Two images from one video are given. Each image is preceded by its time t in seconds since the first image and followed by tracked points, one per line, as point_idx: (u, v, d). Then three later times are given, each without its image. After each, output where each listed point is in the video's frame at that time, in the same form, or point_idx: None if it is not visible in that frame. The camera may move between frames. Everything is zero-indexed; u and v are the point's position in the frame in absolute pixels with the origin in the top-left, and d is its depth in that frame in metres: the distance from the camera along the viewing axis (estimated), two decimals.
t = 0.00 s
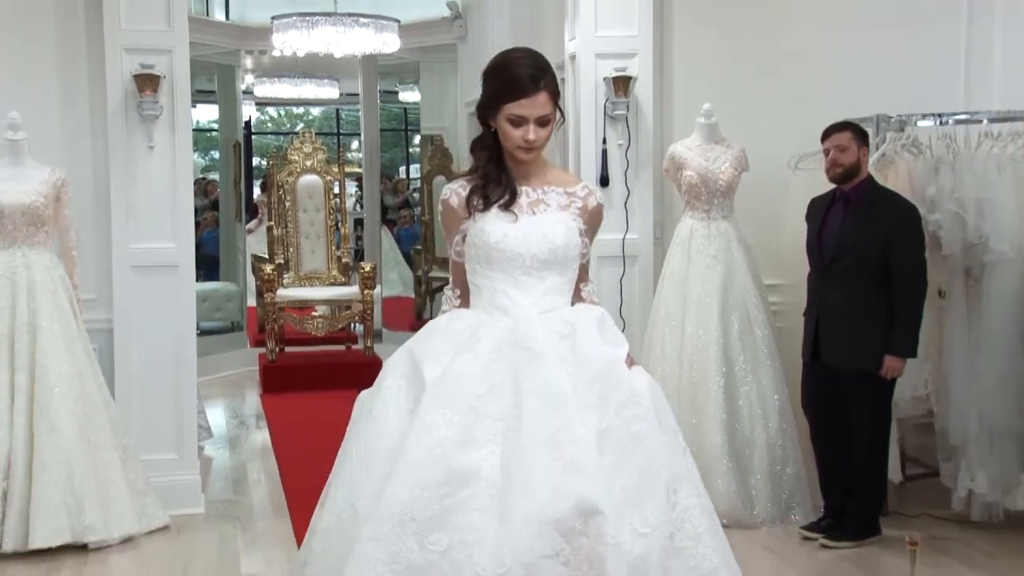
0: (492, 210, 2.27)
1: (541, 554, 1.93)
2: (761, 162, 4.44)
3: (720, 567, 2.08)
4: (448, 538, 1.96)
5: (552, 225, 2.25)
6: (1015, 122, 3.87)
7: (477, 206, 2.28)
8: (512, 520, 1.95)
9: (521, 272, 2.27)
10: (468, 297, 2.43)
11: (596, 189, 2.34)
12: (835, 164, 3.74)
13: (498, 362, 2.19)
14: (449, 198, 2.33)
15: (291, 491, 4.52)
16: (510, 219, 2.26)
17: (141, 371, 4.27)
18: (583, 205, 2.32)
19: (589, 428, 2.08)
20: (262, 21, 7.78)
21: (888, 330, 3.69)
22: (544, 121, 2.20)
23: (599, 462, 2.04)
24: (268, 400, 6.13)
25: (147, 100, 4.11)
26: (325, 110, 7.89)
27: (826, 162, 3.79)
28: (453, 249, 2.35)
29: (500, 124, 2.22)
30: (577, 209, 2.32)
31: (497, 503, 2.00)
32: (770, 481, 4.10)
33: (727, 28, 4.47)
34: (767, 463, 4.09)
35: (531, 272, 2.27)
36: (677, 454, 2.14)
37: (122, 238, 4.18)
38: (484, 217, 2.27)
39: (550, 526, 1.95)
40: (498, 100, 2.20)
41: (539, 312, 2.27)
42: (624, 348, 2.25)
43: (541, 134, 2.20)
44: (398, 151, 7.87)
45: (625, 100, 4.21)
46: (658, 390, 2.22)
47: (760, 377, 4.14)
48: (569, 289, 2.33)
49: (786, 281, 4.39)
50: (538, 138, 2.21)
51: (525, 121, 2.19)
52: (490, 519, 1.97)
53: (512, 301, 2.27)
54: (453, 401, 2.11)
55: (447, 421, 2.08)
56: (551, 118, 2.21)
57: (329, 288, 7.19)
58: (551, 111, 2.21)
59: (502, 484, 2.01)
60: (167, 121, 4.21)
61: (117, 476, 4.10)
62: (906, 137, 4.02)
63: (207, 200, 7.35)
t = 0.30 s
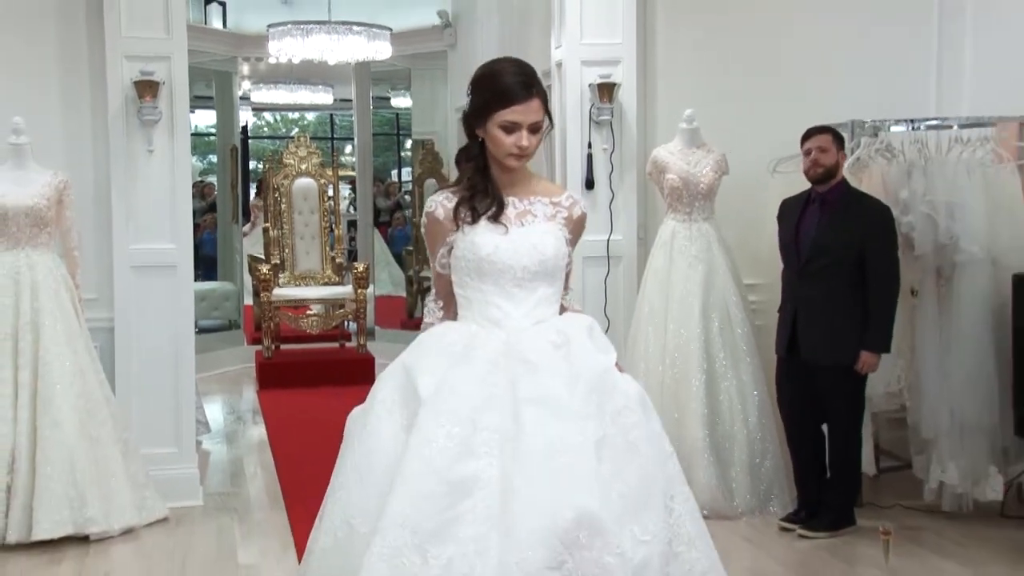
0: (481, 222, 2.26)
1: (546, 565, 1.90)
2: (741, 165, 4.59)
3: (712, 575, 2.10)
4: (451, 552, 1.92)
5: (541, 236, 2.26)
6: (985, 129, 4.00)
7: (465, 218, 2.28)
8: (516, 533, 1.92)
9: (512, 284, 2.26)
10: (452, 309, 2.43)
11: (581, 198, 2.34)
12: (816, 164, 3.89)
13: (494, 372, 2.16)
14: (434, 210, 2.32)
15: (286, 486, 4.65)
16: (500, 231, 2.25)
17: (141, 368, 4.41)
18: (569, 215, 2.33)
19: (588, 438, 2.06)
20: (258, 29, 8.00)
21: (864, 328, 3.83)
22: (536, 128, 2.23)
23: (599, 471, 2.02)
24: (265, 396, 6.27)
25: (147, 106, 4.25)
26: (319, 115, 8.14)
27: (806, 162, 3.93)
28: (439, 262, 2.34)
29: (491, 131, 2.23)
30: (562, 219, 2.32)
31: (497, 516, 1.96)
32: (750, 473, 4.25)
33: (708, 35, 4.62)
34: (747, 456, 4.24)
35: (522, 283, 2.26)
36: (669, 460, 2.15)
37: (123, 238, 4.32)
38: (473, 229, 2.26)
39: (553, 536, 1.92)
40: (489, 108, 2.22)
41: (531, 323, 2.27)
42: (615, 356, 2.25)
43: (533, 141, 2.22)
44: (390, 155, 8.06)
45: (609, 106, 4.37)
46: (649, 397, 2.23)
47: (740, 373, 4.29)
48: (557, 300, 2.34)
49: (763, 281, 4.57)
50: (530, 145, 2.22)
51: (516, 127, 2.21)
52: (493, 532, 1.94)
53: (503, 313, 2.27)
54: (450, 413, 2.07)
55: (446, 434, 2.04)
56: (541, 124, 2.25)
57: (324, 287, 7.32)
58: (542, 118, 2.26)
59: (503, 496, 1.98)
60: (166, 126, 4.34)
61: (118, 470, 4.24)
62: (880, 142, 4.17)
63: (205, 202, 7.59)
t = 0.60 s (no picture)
0: (457, 225, 2.22)
1: None
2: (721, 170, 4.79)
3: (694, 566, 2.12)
4: (445, 569, 1.90)
5: (520, 238, 2.22)
6: (952, 136, 4.24)
7: (441, 221, 2.23)
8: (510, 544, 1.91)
9: (492, 287, 2.22)
10: (430, 313, 2.37)
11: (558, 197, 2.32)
12: (789, 166, 4.08)
13: (476, 378, 2.12)
14: (408, 213, 2.27)
15: (286, 477, 4.85)
16: (476, 232, 2.21)
17: (147, 364, 4.60)
18: (545, 213, 2.30)
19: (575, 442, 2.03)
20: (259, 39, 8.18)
21: (832, 326, 4.04)
22: (505, 112, 2.24)
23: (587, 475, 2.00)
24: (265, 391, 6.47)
25: (153, 113, 4.44)
26: (318, 123, 8.55)
27: (780, 165, 4.12)
28: (415, 265, 2.29)
29: (461, 120, 2.24)
30: (540, 218, 2.30)
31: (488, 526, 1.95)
32: (729, 465, 4.46)
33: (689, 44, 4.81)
34: (727, 449, 4.44)
35: (501, 286, 2.22)
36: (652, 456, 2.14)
37: (130, 240, 4.51)
38: (449, 233, 2.22)
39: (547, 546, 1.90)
40: (457, 96, 2.24)
41: (511, 326, 2.21)
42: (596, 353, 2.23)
43: (505, 123, 2.23)
44: (386, 160, 8.39)
45: (595, 114, 4.57)
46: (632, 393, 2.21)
47: (720, 369, 4.49)
48: (536, 301, 2.30)
49: (744, 281, 4.76)
50: (501, 127, 2.23)
51: (485, 111, 2.23)
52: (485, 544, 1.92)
53: (483, 316, 2.22)
54: (434, 425, 2.03)
55: (432, 447, 2.01)
56: (512, 109, 2.25)
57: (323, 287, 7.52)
58: (511, 106, 2.27)
59: (494, 507, 1.96)
60: (172, 134, 4.53)
61: (126, 462, 4.43)
62: (853, 149, 4.39)
63: (208, 205, 7.65)
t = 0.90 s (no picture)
0: (440, 228, 2.23)
1: (539, 562, 1.85)
2: (701, 177, 5.08)
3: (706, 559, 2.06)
4: (439, 563, 1.85)
5: (502, 237, 2.23)
6: (916, 145, 4.56)
7: (424, 224, 2.25)
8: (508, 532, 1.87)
9: (479, 287, 2.24)
10: (416, 310, 2.41)
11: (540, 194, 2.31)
12: (755, 175, 4.38)
13: (468, 373, 2.11)
14: (391, 217, 2.30)
15: (291, 466, 5.13)
16: (459, 235, 2.23)
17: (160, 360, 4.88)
18: (528, 210, 2.30)
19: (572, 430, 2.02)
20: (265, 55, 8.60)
21: (800, 323, 4.32)
22: (484, 112, 2.26)
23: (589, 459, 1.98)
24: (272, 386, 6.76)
25: (166, 123, 4.71)
26: (321, 133, 9.06)
27: (747, 174, 4.42)
28: (400, 267, 2.34)
29: (441, 122, 2.25)
30: (522, 215, 2.29)
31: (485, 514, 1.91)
32: (709, 454, 4.74)
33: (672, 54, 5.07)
34: (706, 439, 4.72)
35: (487, 286, 2.24)
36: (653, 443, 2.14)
37: (144, 243, 4.78)
38: (433, 237, 2.24)
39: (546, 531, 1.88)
40: (436, 101, 2.26)
41: (501, 322, 2.24)
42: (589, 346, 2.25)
43: (484, 123, 2.25)
44: (386, 167, 8.88)
45: (582, 125, 4.85)
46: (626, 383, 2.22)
47: (700, 365, 4.77)
48: (523, 299, 2.31)
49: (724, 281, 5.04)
50: (481, 127, 2.24)
51: (465, 112, 2.25)
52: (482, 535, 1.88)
53: (471, 315, 2.24)
54: (426, 419, 2.02)
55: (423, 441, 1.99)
56: (491, 110, 2.27)
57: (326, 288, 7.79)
58: (489, 105, 2.29)
59: (490, 499, 1.92)
60: (183, 142, 4.81)
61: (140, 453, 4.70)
62: (824, 157, 4.64)
63: (218, 211, 8.22)
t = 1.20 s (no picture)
0: (444, 237, 2.36)
1: (534, 562, 2.03)
2: (682, 183, 5.39)
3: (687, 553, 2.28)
4: (440, 559, 2.03)
5: (504, 247, 2.35)
6: (883, 153, 4.86)
7: (428, 234, 2.39)
8: (503, 533, 2.04)
9: (481, 296, 2.36)
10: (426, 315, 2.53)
11: (541, 205, 2.46)
12: (728, 183, 4.68)
13: (468, 379, 2.26)
14: (398, 226, 2.43)
15: (295, 457, 5.41)
16: (462, 244, 2.35)
17: (170, 356, 5.16)
18: (530, 221, 2.45)
19: (564, 436, 2.19)
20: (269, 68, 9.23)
21: (772, 321, 4.63)
22: (486, 126, 2.37)
23: (580, 467, 2.16)
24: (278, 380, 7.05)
25: (177, 133, 4.99)
26: (324, 141, 9.47)
27: (720, 181, 4.72)
28: (407, 275, 2.46)
29: (445, 136, 2.38)
30: (525, 225, 2.43)
31: (484, 516, 2.08)
32: (689, 444, 5.03)
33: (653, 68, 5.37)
34: (686, 430, 5.02)
35: (489, 294, 2.37)
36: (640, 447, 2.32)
37: (154, 245, 5.06)
38: (438, 245, 2.36)
39: (538, 532, 2.05)
40: (440, 115, 2.38)
41: (502, 330, 2.37)
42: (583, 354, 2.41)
43: (485, 137, 2.37)
44: (384, 173, 9.28)
45: (570, 133, 5.16)
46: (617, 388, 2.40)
47: (681, 360, 5.07)
48: (524, 307, 2.45)
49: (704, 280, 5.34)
50: (482, 141, 2.36)
51: (467, 126, 2.37)
52: (480, 534, 2.05)
53: (474, 322, 2.37)
54: (428, 425, 2.18)
55: (425, 446, 2.15)
56: (492, 122, 2.39)
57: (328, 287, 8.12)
58: (491, 118, 2.41)
59: (487, 500, 2.09)
60: (193, 150, 5.08)
61: (153, 443, 4.98)
62: (797, 164, 4.92)
63: (226, 214, 8.78)
